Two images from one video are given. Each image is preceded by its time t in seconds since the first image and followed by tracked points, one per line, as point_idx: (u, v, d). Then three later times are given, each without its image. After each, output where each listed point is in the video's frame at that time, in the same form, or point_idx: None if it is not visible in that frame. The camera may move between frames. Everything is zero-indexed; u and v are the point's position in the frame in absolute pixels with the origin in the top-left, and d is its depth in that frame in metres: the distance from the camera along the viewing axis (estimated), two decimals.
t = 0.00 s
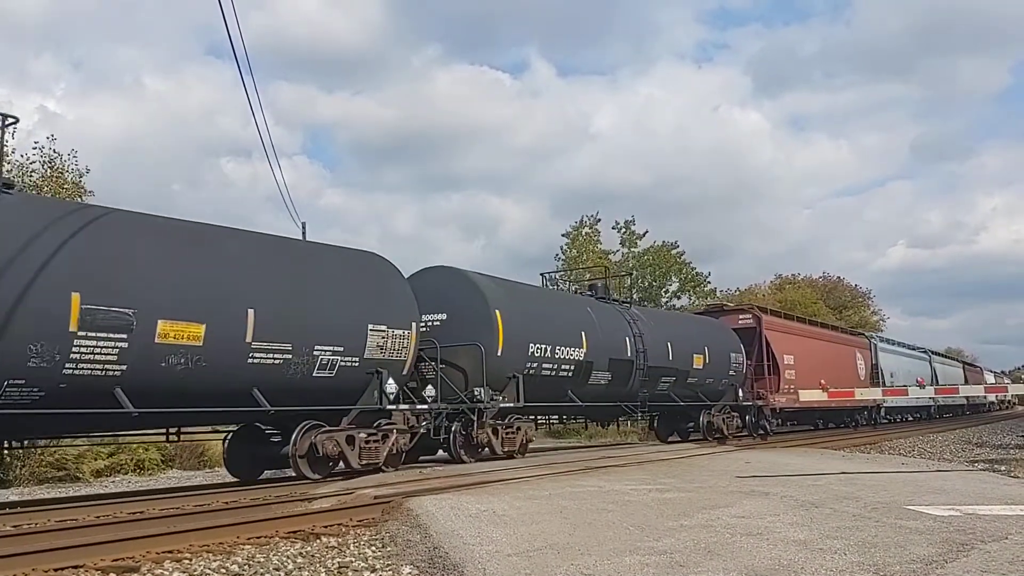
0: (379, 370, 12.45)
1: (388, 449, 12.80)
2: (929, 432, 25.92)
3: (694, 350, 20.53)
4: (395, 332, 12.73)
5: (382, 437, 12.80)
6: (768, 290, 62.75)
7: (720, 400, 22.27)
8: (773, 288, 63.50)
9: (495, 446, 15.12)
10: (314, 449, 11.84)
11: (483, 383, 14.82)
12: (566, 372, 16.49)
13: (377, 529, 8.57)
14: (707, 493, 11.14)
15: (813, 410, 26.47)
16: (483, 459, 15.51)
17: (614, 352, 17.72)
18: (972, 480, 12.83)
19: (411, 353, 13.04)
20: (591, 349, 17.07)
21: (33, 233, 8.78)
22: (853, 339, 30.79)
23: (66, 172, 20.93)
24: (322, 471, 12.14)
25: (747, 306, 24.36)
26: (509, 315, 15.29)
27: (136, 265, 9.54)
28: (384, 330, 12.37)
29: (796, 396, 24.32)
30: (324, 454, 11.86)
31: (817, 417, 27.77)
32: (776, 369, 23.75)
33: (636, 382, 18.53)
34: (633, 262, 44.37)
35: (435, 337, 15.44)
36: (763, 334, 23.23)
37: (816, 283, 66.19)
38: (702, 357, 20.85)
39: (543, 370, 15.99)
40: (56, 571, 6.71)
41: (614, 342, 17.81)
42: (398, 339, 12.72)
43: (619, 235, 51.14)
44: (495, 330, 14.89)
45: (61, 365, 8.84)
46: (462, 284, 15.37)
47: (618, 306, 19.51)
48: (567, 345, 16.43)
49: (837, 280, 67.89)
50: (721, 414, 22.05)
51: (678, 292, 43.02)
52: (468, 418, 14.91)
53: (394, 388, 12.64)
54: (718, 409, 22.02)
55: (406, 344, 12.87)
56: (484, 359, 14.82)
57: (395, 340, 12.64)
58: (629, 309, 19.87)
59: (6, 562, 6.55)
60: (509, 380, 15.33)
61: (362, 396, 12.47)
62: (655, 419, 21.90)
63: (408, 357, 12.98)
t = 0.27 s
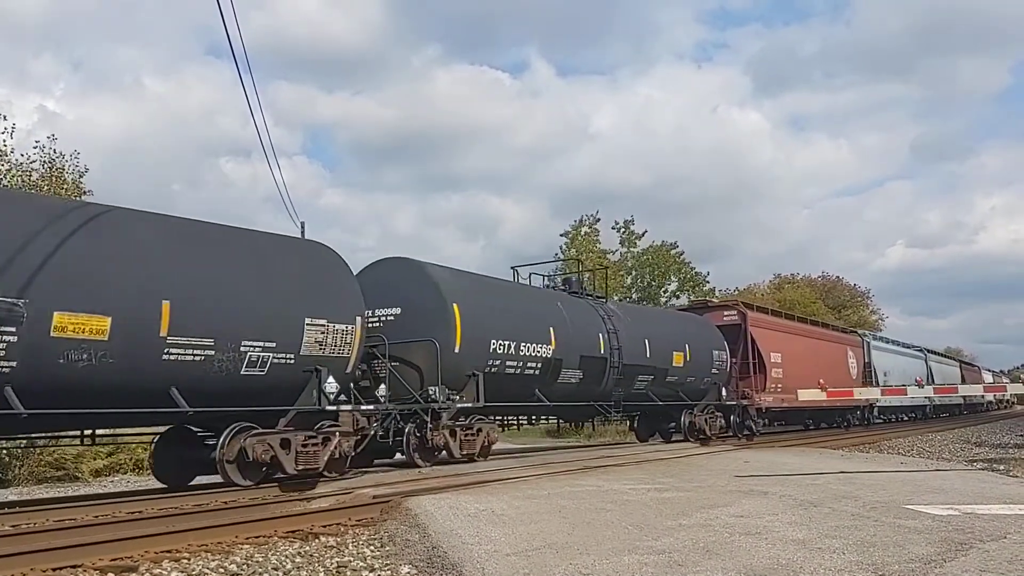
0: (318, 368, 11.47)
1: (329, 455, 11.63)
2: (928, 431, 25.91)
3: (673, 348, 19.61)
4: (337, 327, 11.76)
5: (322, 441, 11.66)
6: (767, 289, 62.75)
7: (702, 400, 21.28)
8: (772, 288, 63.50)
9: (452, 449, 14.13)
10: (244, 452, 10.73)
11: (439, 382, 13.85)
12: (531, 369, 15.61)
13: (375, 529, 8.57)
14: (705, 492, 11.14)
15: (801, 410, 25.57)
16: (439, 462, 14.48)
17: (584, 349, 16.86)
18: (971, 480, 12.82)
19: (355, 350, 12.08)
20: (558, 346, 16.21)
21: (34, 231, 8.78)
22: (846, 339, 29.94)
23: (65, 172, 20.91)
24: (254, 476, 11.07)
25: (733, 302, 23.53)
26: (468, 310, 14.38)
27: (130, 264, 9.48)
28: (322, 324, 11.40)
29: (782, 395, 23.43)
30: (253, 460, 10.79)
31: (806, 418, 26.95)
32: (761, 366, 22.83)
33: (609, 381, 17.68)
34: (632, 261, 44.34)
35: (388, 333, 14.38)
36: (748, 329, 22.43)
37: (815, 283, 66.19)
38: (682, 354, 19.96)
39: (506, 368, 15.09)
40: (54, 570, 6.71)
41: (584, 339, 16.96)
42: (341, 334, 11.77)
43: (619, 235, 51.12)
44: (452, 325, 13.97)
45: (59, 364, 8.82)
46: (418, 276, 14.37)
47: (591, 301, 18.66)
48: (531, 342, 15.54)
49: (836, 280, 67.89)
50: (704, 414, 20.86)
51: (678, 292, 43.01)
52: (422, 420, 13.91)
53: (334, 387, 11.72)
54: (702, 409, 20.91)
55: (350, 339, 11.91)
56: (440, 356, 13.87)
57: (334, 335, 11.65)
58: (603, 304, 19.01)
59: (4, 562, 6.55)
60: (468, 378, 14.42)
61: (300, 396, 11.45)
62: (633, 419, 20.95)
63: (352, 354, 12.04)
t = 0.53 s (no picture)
0: (247, 365, 10.55)
1: (259, 459, 10.56)
2: (927, 431, 25.90)
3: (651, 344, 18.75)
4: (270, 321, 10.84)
5: (252, 444, 10.61)
6: (766, 288, 62.78)
7: (682, 399, 20.63)
8: (771, 288, 63.48)
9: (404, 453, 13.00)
10: (163, 457, 9.73)
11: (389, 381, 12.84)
12: (493, 367, 14.66)
13: (374, 528, 8.57)
14: (704, 491, 11.15)
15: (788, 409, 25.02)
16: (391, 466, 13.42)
17: (552, 345, 15.93)
18: (970, 478, 12.83)
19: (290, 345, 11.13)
20: (524, 342, 15.27)
21: (33, 227, 8.78)
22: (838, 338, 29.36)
23: (64, 172, 20.88)
24: (174, 482, 10.01)
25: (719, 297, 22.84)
26: (423, 303, 13.40)
27: (127, 260, 9.46)
28: (252, 318, 10.51)
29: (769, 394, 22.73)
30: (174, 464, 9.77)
31: (795, 417, 26.49)
32: (747, 365, 22.16)
33: (580, 378, 16.80)
34: (631, 261, 44.32)
35: (335, 328, 13.34)
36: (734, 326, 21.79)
37: (814, 282, 66.22)
38: (659, 352, 19.08)
39: (464, 365, 14.13)
40: (52, 570, 6.70)
41: (552, 334, 16.02)
42: (273, 329, 10.83)
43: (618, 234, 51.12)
44: (403, 319, 12.99)
45: (62, 364, 8.82)
46: (370, 267, 13.36)
47: (562, 295, 17.70)
48: (493, 337, 14.60)
49: (835, 279, 67.92)
50: (685, 414, 20.51)
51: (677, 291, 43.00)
52: (369, 421, 12.81)
53: (263, 384, 10.79)
54: (682, 408, 20.50)
55: (285, 332, 10.96)
56: (390, 353, 12.87)
57: (264, 329, 10.69)
58: (575, 298, 18.08)
59: (4, 561, 6.55)
60: (422, 376, 13.44)
61: (228, 395, 10.55)
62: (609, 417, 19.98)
63: (286, 350, 11.06)
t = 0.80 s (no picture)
0: (161, 360, 9.66)
1: (179, 462, 9.70)
2: (925, 427, 25.94)
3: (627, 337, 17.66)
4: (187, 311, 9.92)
5: (171, 446, 9.74)
6: (765, 285, 62.79)
7: (662, 395, 19.72)
8: (770, 284, 63.48)
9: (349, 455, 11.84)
10: (63, 461, 8.79)
11: (331, 377, 11.69)
12: (451, 363, 13.47)
13: (374, 524, 8.57)
14: (703, 488, 11.16)
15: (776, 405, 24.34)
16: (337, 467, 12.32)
17: (518, 339, 14.75)
18: (969, 475, 12.84)
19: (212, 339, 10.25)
20: (487, 336, 14.07)
21: (26, 230, 8.56)
22: (829, 333, 28.85)
23: (64, 169, 20.87)
24: (82, 488, 9.15)
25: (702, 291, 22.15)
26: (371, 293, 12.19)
27: (126, 253, 9.46)
28: (162, 308, 9.60)
29: (755, 392, 22.14)
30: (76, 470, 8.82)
31: (783, 411, 25.84)
32: (731, 361, 21.46)
33: (550, 374, 15.64)
34: (630, 258, 44.32)
35: (274, 320, 12.14)
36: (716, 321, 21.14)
37: (813, 279, 66.24)
38: (636, 345, 18.00)
39: (418, 361, 12.93)
40: (52, 566, 6.70)
41: (519, 327, 14.83)
42: (192, 320, 9.95)
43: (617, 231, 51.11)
44: (348, 312, 11.76)
45: (7, 359, 8.31)
46: (310, 253, 12.14)
47: (532, 285, 16.49)
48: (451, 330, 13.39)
49: (835, 276, 67.95)
50: (665, 411, 19.63)
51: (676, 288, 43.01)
52: (309, 421, 11.62)
53: (180, 381, 9.89)
54: (662, 405, 19.55)
55: (207, 324, 10.11)
56: (331, 348, 11.66)
57: (182, 321, 9.82)
58: (547, 288, 16.90)
59: (3, 558, 6.55)
60: (369, 372, 12.26)
61: (142, 393, 9.66)
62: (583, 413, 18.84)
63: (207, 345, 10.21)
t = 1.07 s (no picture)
0: (60, 355, 8.76)
1: (83, 468, 8.90)
2: (924, 425, 25.96)
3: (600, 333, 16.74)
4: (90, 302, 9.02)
5: (75, 450, 8.93)
6: (764, 284, 62.80)
7: (641, 393, 18.79)
8: (769, 283, 63.47)
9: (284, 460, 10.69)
10: None
11: (264, 376, 10.65)
12: (403, 359, 12.40)
13: (373, 523, 8.56)
14: (703, 486, 11.16)
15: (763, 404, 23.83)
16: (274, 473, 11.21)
17: (478, 334, 13.75)
18: (968, 473, 12.85)
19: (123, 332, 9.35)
20: (442, 330, 13.07)
21: (34, 219, 8.74)
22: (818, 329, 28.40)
23: (64, 168, 20.85)
24: None
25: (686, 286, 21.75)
26: (309, 281, 11.14)
27: (126, 243, 9.66)
28: (64, 299, 8.76)
29: (740, 390, 21.67)
30: None
31: (772, 411, 25.37)
32: (715, 359, 20.95)
33: (515, 371, 14.65)
34: (629, 257, 44.32)
35: (202, 313, 11.09)
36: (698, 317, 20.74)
37: (812, 277, 66.26)
38: (610, 342, 17.05)
39: (363, 357, 11.87)
40: (51, 565, 6.69)
41: (479, 321, 13.83)
42: (97, 311, 9.07)
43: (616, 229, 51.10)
44: (284, 305, 10.71)
45: None
46: (243, 240, 11.08)
47: (498, 277, 15.53)
48: (402, 324, 12.33)
49: (833, 274, 67.97)
50: (644, 411, 18.77)
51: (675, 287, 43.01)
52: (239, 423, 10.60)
53: (81, 378, 8.98)
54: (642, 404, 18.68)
55: (114, 316, 9.22)
56: (262, 342, 10.59)
57: (84, 313, 8.92)
58: (514, 280, 15.93)
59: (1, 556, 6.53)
60: (308, 370, 11.20)
61: (40, 393, 8.77)
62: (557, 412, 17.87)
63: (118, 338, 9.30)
